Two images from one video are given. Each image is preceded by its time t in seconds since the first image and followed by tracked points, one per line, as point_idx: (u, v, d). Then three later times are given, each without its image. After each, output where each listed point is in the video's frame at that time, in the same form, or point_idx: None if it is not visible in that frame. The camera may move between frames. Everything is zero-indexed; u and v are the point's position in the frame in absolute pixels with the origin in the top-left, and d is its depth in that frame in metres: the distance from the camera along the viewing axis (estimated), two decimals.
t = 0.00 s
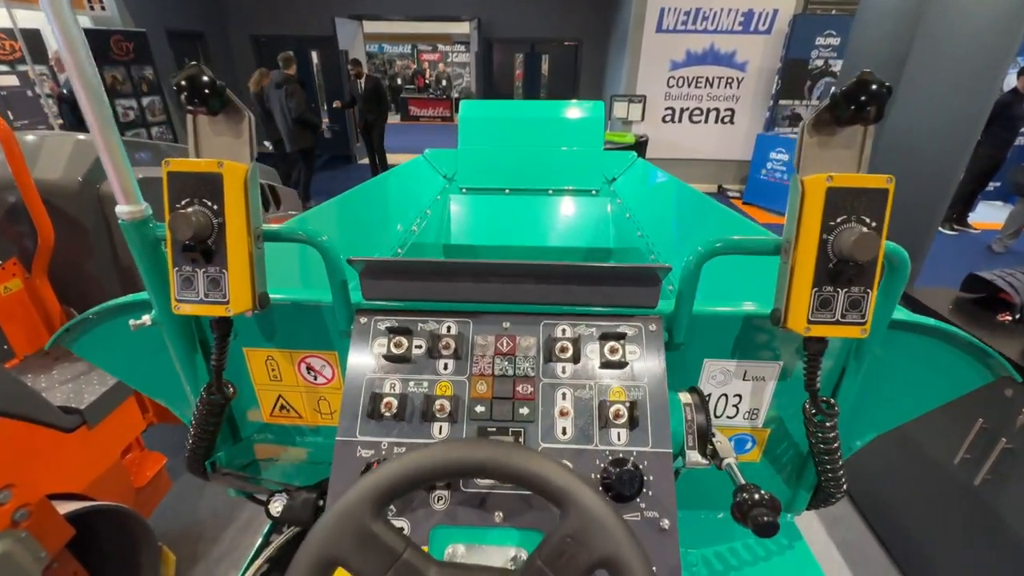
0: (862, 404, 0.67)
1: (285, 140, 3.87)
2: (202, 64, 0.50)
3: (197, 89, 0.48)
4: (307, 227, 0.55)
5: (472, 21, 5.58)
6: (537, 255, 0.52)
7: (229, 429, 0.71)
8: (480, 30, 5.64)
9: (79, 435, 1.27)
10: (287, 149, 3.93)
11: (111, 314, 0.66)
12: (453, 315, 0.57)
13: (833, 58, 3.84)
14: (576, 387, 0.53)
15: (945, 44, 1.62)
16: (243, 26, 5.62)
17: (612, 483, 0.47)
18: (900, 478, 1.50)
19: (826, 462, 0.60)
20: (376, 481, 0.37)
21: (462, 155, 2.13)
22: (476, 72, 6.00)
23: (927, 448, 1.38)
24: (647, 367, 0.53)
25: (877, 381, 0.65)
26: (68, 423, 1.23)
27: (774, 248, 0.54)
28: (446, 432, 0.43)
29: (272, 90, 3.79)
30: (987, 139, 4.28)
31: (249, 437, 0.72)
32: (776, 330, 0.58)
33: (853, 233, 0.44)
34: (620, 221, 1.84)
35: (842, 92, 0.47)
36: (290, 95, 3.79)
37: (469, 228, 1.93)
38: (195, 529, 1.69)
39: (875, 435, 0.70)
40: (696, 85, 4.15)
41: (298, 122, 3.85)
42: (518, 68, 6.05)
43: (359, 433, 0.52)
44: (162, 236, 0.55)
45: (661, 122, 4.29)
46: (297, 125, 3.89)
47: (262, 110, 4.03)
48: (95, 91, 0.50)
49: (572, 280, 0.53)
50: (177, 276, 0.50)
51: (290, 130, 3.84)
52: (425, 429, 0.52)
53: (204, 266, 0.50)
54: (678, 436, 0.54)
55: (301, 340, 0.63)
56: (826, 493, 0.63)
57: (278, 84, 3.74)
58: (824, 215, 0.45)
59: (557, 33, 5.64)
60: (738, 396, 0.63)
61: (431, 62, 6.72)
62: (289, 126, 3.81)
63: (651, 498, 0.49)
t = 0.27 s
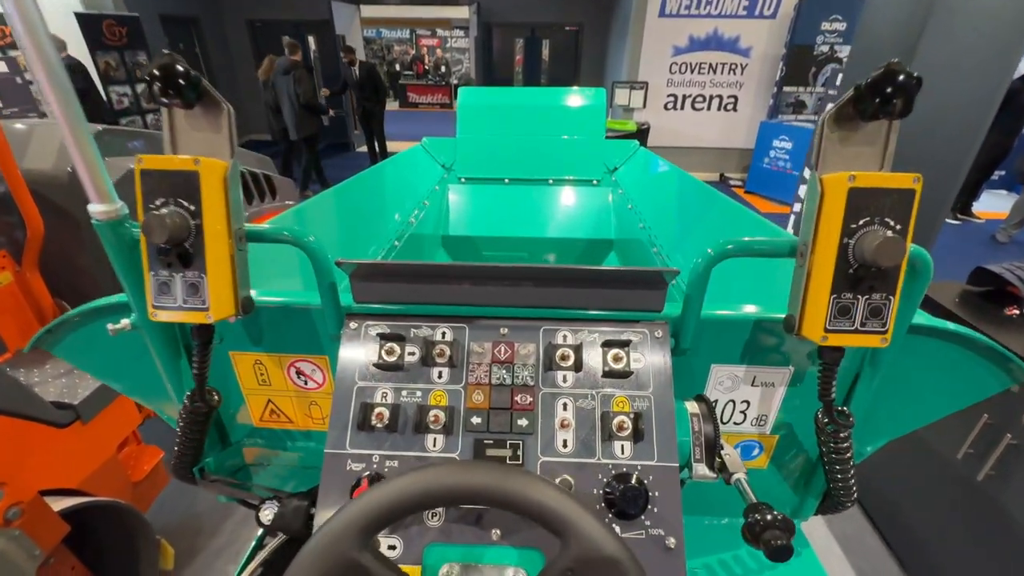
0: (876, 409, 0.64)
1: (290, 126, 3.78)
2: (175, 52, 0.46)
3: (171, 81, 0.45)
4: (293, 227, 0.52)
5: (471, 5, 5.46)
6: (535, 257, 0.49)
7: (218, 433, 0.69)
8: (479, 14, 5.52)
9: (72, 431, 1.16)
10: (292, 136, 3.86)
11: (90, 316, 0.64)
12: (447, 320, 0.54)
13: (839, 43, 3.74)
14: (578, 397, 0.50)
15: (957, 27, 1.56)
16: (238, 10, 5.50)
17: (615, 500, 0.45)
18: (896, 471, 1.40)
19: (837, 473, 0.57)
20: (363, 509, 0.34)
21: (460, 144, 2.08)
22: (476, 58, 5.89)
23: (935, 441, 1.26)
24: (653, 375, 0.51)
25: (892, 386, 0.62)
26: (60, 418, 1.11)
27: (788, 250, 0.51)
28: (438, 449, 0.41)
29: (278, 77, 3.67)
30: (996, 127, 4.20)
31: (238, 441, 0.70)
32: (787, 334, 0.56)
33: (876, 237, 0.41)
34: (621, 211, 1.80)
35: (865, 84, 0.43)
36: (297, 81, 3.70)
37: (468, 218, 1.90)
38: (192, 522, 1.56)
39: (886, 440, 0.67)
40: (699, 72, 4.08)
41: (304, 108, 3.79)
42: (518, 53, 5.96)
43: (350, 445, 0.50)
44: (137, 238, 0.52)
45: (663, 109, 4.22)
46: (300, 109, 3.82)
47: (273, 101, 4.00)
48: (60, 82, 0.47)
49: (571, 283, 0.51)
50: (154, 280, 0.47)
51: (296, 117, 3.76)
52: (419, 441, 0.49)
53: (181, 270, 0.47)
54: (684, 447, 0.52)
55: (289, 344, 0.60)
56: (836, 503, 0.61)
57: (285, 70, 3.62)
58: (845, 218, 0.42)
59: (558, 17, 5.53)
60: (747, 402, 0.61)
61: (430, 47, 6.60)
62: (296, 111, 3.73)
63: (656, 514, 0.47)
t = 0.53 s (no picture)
0: (895, 412, 0.61)
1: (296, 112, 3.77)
2: (141, 26, 0.42)
3: (137, 57, 0.41)
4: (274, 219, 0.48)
5: None
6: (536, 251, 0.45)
7: (202, 437, 0.66)
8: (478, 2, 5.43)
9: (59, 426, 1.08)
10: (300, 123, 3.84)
11: (65, 312, 0.61)
12: (442, 318, 0.50)
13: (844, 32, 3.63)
14: (582, 401, 0.47)
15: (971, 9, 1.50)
16: None
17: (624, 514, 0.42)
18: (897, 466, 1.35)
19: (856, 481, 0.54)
20: (350, 531, 0.32)
21: (459, 133, 2.04)
22: (475, 47, 5.81)
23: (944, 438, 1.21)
24: (663, 378, 0.47)
25: (913, 388, 0.59)
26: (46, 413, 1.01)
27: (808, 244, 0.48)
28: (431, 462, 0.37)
29: (284, 65, 3.71)
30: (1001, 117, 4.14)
31: (224, 444, 0.66)
32: (802, 334, 0.52)
33: (910, 230, 0.38)
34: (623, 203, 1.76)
35: (899, 61, 0.39)
36: (303, 67, 3.69)
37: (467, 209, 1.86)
38: (187, 518, 1.47)
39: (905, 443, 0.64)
40: (702, 61, 4.01)
41: (309, 95, 3.77)
42: (518, 42, 5.82)
43: (337, 453, 0.46)
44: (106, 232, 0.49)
45: (665, 99, 4.15)
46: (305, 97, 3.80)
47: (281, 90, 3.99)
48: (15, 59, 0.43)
49: (573, 279, 0.47)
50: (123, 278, 0.43)
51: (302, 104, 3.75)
52: (412, 449, 0.46)
53: (152, 267, 0.43)
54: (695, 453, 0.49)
55: (275, 343, 0.57)
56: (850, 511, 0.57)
57: (290, 58, 3.66)
58: (876, 209, 0.39)
59: (558, 6, 5.45)
60: (759, 405, 0.58)
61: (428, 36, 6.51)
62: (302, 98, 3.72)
63: (667, 528, 0.43)
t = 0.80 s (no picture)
0: (904, 417, 0.60)
1: (307, 107, 3.74)
2: (143, 29, 0.41)
3: (139, 59, 0.40)
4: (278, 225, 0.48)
5: None
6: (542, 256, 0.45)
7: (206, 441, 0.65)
8: None
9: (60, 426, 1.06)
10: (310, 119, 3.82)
11: (66, 316, 0.61)
12: (449, 325, 0.49)
13: (846, 29, 3.64)
14: (591, 409, 0.46)
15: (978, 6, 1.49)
16: None
17: (634, 525, 0.41)
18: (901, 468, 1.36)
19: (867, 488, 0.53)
20: (357, 548, 0.31)
21: (460, 131, 2.03)
22: (475, 44, 5.78)
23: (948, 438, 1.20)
24: (673, 385, 0.47)
25: (923, 393, 0.58)
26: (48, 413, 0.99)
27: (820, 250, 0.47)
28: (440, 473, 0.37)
29: (294, 61, 3.63)
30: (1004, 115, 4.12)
31: (228, 449, 0.66)
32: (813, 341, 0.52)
33: (928, 237, 0.37)
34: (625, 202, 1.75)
35: (918, 66, 0.38)
36: (315, 63, 3.65)
37: (468, 207, 1.85)
38: (188, 518, 1.46)
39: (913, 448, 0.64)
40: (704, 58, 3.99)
41: (322, 90, 3.74)
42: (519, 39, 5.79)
43: (344, 461, 0.46)
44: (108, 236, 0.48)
45: (666, 96, 4.13)
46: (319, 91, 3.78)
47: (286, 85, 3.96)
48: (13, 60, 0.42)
49: (580, 284, 0.46)
50: (125, 285, 0.43)
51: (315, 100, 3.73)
52: (419, 458, 0.46)
53: (155, 274, 0.42)
54: (705, 460, 0.48)
55: (278, 348, 0.56)
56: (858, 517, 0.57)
57: (302, 54, 3.59)
58: (892, 215, 0.38)
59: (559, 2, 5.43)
60: (768, 410, 0.57)
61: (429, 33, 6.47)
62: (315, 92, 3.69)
63: (677, 538, 0.43)
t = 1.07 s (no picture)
0: (904, 435, 0.61)
1: (325, 113, 3.76)
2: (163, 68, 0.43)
3: (160, 99, 0.41)
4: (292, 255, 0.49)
5: None
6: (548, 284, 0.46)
7: (218, 459, 0.66)
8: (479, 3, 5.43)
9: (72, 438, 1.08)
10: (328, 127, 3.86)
11: (85, 337, 0.62)
12: (458, 350, 0.51)
13: (845, 33, 3.67)
14: (597, 434, 0.47)
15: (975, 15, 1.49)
16: None
17: (640, 550, 0.43)
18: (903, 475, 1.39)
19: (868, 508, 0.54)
20: None
21: (461, 138, 2.04)
22: (476, 47, 5.79)
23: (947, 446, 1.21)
24: (678, 410, 0.48)
25: (922, 412, 0.59)
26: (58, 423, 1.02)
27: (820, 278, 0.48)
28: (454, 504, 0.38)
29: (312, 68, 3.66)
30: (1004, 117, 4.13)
31: (239, 466, 0.67)
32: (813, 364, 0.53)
33: (925, 273, 0.39)
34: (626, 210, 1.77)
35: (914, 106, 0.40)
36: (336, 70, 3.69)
37: (469, 214, 1.85)
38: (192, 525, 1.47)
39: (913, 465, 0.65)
40: (703, 62, 4.01)
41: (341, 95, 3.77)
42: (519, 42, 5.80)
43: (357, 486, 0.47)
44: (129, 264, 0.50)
45: (666, 100, 4.15)
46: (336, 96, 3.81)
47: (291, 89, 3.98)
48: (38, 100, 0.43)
49: (585, 310, 0.48)
50: (146, 317, 0.44)
51: (331, 104, 3.74)
52: (430, 482, 0.47)
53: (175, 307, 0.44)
54: (708, 483, 0.50)
55: (289, 371, 0.57)
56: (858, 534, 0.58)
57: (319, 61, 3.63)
58: (889, 251, 0.40)
59: (558, 6, 5.45)
60: (770, 430, 0.58)
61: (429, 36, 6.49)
62: (332, 96, 3.71)
63: (683, 562, 0.44)
